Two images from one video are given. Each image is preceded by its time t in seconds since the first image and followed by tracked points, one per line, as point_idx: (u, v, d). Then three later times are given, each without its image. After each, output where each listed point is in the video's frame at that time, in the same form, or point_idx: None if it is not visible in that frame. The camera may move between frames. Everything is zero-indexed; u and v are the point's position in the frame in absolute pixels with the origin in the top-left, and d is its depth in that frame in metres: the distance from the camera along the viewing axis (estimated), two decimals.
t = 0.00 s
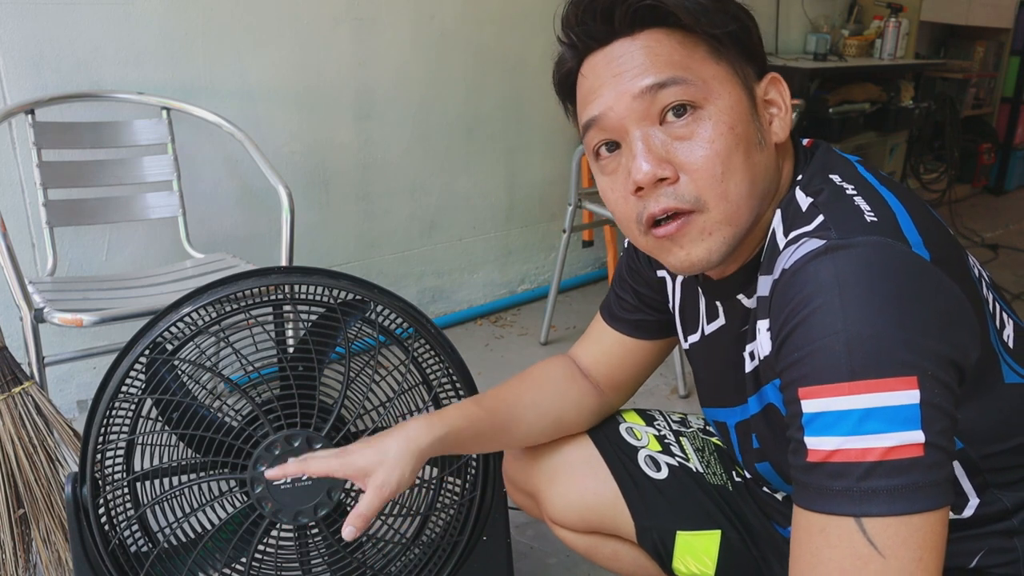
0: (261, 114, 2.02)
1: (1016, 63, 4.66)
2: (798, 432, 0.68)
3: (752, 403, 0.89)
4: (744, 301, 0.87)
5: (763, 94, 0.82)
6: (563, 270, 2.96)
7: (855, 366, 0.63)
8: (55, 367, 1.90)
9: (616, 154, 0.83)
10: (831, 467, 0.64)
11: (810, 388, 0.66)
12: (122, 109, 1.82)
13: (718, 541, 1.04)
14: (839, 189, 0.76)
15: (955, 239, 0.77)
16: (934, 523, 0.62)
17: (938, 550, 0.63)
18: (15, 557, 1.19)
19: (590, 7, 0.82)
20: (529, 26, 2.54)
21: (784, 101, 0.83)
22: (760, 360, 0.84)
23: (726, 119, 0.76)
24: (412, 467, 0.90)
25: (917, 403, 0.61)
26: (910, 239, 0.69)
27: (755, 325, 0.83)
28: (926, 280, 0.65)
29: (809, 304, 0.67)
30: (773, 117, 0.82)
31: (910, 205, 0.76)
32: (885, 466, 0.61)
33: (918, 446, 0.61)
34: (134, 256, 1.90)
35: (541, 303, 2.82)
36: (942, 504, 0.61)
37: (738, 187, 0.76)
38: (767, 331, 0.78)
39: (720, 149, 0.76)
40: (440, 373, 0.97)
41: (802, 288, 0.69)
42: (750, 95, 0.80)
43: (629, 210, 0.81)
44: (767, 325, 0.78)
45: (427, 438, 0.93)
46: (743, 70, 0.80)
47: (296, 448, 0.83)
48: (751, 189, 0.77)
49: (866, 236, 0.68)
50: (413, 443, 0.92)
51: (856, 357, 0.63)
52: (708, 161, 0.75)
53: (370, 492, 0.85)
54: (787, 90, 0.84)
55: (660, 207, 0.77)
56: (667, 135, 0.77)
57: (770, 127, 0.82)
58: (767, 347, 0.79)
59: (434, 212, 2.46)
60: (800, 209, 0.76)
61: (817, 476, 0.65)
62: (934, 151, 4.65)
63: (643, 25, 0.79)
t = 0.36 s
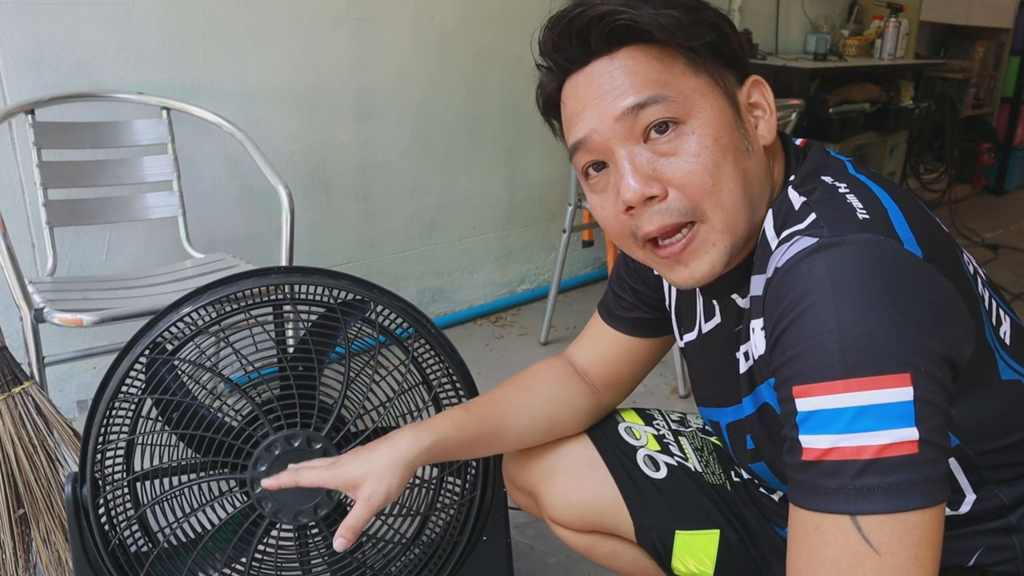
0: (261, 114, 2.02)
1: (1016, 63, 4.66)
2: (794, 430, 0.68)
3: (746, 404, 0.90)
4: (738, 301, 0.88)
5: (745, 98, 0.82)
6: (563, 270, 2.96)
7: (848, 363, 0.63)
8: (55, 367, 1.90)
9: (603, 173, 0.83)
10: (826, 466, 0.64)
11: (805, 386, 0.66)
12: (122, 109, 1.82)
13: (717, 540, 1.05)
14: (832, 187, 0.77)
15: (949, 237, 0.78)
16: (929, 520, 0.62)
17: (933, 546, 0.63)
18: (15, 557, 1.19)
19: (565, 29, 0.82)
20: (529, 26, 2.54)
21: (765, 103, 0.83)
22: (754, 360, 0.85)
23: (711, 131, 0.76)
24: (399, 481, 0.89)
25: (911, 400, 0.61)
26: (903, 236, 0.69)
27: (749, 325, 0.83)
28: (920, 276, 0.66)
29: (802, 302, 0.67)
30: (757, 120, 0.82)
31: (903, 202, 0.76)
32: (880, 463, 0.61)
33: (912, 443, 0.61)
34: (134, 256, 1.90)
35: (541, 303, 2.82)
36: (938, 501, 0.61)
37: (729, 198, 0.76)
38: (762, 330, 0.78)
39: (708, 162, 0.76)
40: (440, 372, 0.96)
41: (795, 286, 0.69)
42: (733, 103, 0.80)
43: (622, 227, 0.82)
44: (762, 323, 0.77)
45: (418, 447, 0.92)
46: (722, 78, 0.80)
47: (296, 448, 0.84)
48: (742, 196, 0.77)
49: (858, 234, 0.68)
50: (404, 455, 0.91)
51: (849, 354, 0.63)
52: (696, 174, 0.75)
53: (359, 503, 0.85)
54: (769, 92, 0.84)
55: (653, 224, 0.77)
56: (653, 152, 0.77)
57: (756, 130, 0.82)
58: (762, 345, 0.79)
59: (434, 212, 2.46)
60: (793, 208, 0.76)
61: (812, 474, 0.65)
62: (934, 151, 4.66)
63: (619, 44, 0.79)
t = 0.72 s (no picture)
0: (261, 114, 2.02)
1: (1016, 63, 4.66)
2: (794, 430, 0.68)
3: (746, 403, 0.89)
4: (736, 300, 0.88)
5: (753, 96, 0.82)
6: (563, 270, 2.96)
7: (849, 362, 0.63)
8: (55, 367, 1.90)
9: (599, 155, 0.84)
10: (827, 466, 0.64)
11: (805, 386, 0.66)
12: (122, 109, 1.82)
13: (717, 540, 1.04)
14: (832, 186, 0.77)
15: (949, 237, 0.77)
16: (930, 520, 0.62)
17: (934, 547, 0.63)
18: (15, 557, 1.19)
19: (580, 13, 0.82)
20: (529, 26, 2.54)
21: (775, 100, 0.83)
22: (754, 360, 0.84)
23: (709, 124, 0.76)
24: (400, 494, 0.89)
25: (912, 399, 0.61)
26: (903, 235, 0.69)
27: (749, 325, 0.83)
28: (921, 276, 0.66)
29: (803, 301, 0.67)
30: (763, 119, 0.82)
31: (903, 201, 0.76)
32: (881, 463, 0.61)
33: (912, 442, 0.61)
34: (134, 256, 1.90)
35: (541, 303, 2.82)
36: (939, 501, 0.61)
37: (721, 191, 0.76)
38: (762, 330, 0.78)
39: (703, 153, 0.75)
40: (440, 372, 0.96)
41: (796, 286, 0.69)
42: (739, 98, 0.80)
43: (613, 210, 0.83)
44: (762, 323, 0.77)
45: (416, 459, 0.92)
46: (731, 73, 0.80)
47: (296, 448, 0.83)
48: (735, 191, 0.77)
49: (859, 233, 0.68)
50: (402, 470, 0.90)
51: (850, 354, 0.63)
52: (690, 165, 0.75)
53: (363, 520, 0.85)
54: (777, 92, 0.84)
55: (643, 208, 0.78)
56: (649, 139, 0.77)
57: (760, 129, 0.81)
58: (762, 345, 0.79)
59: (434, 212, 2.46)
60: (794, 207, 0.76)
61: (813, 474, 0.65)
62: (934, 151, 4.66)
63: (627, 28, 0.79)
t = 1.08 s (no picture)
0: (261, 114, 2.02)
1: (1016, 63, 4.66)
2: (802, 434, 0.68)
3: (750, 410, 0.91)
4: (743, 305, 0.87)
5: (689, 124, 0.75)
6: (563, 270, 2.96)
7: (859, 366, 0.63)
8: (54, 367, 1.90)
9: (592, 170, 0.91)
10: (836, 470, 0.64)
11: (815, 390, 0.66)
12: (122, 109, 1.82)
13: (718, 542, 1.04)
14: (841, 190, 0.77)
15: (958, 241, 0.78)
16: (940, 526, 0.62)
17: (943, 552, 0.63)
18: (15, 557, 1.19)
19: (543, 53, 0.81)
20: (529, 26, 2.54)
21: (775, 100, 0.79)
22: (758, 367, 0.85)
23: (621, 178, 0.79)
24: (401, 502, 0.90)
25: (923, 405, 0.61)
26: (912, 240, 0.70)
27: (754, 328, 0.83)
28: (933, 280, 0.66)
29: (812, 305, 0.67)
30: (703, 151, 0.76)
31: (913, 205, 0.77)
32: (890, 468, 0.62)
33: (923, 448, 0.61)
34: (134, 256, 1.90)
35: (541, 303, 2.82)
36: (949, 507, 0.62)
37: (644, 235, 0.81)
38: (769, 333, 0.78)
39: (615, 206, 0.80)
40: (440, 372, 0.96)
41: (805, 289, 0.68)
42: (660, 139, 0.76)
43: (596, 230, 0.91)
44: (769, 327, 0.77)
45: (413, 468, 0.92)
46: (655, 110, 0.75)
47: (296, 448, 0.83)
48: (667, 229, 0.80)
49: (870, 237, 0.68)
50: (401, 478, 0.91)
51: (860, 359, 0.63)
52: (612, 215, 0.81)
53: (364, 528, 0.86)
54: (722, 115, 0.75)
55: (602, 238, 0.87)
56: (585, 186, 0.84)
57: (698, 162, 0.76)
58: (769, 349, 0.78)
59: (434, 212, 2.46)
60: (802, 210, 0.77)
61: (822, 479, 0.66)
62: (934, 151, 4.66)
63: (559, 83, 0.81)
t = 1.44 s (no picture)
0: (261, 114, 2.02)
1: (1016, 63, 4.66)
2: (804, 435, 0.68)
3: (754, 409, 0.91)
4: (746, 304, 0.87)
5: (685, 126, 0.76)
6: (563, 270, 2.96)
7: (862, 368, 0.63)
8: (55, 367, 1.90)
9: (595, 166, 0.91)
10: (837, 471, 0.64)
11: (817, 391, 0.66)
12: (122, 109, 1.82)
13: (718, 542, 1.04)
14: (844, 191, 0.77)
15: (961, 243, 0.78)
16: (941, 527, 0.62)
17: (945, 553, 0.63)
18: (15, 557, 1.19)
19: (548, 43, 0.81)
20: (529, 26, 2.54)
21: (778, 104, 0.79)
22: (761, 367, 0.85)
23: (617, 173, 0.80)
24: (407, 491, 0.90)
25: (925, 407, 0.61)
26: (916, 241, 0.70)
27: (757, 328, 0.83)
28: (937, 282, 0.66)
29: (815, 305, 0.67)
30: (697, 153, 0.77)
31: (916, 207, 0.77)
32: (892, 470, 0.62)
33: (925, 450, 0.61)
34: (134, 256, 1.90)
35: (541, 303, 2.82)
36: (949, 508, 0.62)
37: (639, 230, 0.82)
38: (772, 334, 0.78)
39: (611, 201, 0.81)
40: (440, 372, 0.96)
41: (808, 291, 0.68)
42: (656, 139, 0.77)
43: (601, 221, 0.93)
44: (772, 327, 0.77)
45: (422, 456, 0.91)
46: (652, 110, 0.76)
47: (296, 448, 0.83)
48: (661, 227, 0.81)
49: (873, 239, 0.68)
50: (407, 466, 0.90)
51: (863, 360, 0.63)
52: (609, 208, 0.82)
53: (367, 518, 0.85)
54: (719, 119, 0.75)
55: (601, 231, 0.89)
56: (584, 179, 0.85)
57: (693, 163, 0.77)
58: (772, 349, 0.79)
59: (434, 212, 2.46)
60: (805, 211, 0.77)
61: (823, 480, 0.66)
62: (934, 151, 4.65)
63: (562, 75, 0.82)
